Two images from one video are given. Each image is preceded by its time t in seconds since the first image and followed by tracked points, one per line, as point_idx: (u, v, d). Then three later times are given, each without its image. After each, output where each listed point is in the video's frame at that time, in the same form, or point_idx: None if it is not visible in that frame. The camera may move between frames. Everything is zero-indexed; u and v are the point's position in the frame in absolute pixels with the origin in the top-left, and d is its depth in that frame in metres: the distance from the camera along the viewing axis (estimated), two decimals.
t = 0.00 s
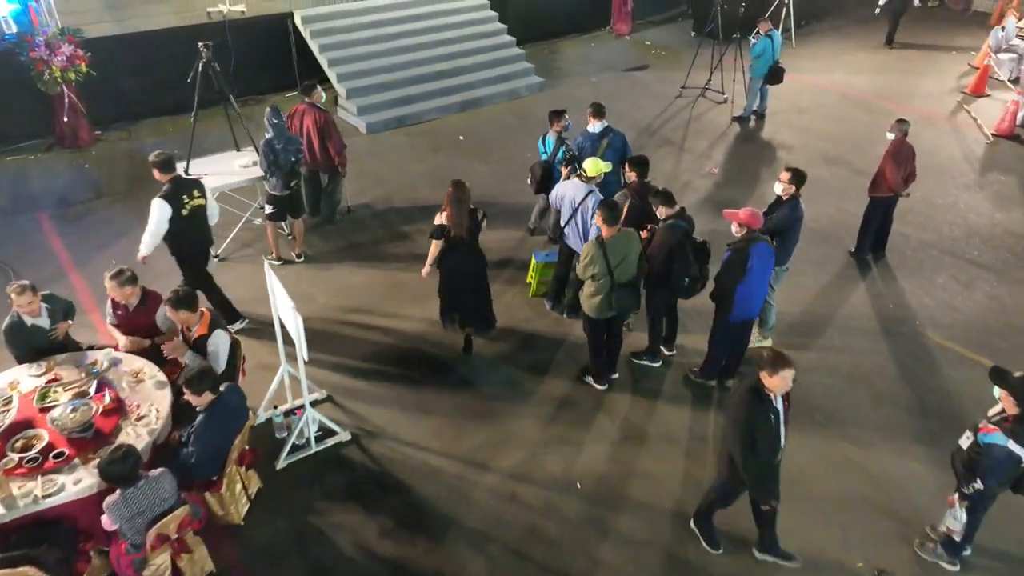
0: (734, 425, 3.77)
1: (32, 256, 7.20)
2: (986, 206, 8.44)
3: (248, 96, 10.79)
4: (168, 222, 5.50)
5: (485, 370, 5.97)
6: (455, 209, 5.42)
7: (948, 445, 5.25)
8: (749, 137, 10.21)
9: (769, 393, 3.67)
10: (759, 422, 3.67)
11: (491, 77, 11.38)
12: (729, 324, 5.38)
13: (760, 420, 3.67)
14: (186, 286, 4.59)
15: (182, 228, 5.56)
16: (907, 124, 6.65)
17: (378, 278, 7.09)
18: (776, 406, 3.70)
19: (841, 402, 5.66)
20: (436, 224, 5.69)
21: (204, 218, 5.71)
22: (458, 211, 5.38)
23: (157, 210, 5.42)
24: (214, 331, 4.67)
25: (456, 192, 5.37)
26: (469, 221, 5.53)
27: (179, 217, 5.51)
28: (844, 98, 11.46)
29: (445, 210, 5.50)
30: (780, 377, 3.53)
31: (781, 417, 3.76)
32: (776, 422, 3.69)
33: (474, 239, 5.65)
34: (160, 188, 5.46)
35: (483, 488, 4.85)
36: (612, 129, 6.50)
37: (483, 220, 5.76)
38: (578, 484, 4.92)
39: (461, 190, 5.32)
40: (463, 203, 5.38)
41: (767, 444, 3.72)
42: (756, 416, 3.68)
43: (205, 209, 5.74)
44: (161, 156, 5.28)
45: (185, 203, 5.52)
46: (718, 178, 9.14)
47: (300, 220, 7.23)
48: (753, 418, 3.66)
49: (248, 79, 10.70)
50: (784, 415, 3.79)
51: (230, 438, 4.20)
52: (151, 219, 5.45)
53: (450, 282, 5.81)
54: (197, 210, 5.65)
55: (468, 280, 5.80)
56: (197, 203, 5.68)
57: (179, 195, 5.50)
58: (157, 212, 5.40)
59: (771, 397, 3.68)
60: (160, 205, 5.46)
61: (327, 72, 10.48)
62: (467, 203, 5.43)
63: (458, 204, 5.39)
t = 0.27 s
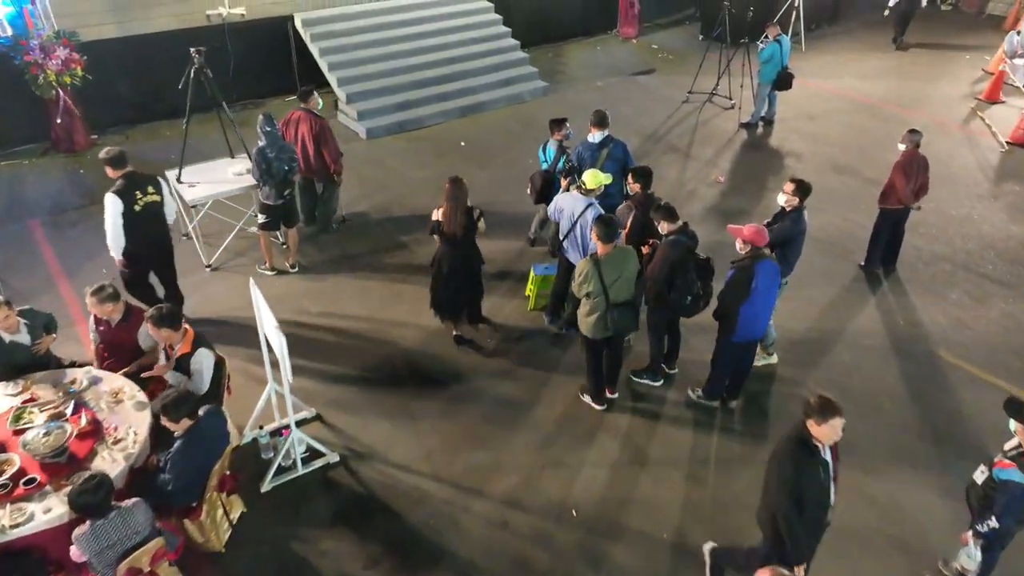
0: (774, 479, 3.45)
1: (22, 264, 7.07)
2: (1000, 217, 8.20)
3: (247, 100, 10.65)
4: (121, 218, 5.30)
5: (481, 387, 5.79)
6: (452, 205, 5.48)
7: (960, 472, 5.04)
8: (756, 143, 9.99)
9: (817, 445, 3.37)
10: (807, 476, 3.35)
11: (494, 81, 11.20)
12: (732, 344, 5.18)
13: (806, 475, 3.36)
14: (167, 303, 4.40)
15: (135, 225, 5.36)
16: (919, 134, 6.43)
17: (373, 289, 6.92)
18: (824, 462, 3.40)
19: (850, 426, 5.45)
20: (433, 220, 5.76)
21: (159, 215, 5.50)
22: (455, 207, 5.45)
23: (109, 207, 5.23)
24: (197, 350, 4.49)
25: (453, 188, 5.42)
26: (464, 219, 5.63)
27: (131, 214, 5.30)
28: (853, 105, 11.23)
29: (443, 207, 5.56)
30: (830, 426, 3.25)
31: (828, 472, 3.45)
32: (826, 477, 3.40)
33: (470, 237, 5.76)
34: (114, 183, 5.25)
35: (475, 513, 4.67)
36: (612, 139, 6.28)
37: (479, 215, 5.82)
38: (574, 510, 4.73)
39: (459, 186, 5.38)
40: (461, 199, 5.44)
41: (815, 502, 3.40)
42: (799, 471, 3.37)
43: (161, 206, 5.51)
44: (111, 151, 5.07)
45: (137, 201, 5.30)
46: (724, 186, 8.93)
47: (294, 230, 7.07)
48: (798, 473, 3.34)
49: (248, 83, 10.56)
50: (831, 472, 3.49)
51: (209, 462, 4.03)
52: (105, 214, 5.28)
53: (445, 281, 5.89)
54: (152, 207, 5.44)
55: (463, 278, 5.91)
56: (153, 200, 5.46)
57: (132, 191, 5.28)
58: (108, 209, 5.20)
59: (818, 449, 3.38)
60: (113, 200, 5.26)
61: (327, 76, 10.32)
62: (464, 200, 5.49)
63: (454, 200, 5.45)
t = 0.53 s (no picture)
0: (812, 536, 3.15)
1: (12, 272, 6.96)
2: (1013, 229, 7.97)
3: (246, 103, 10.53)
4: (71, 224, 5.33)
5: (474, 404, 5.62)
6: (450, 202, 5.46)
7: (970, 501, 4.84)
8: (763, 151, 9.79)
9: (867, 504, 3.06)
10: (851, 538, 3.05)
11: (497, 85, 11.03)
12: (734, 364, 5.00)
13: (852, 535, 3.05)
14: (148, 322, 4.23)
15: (86, 230, 5.40)
16: (930, 145, 6.22)
17: (368, 300, 6.77)
18: (872, 523, 3.09)
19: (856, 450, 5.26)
20: (431, 217, 5.74)
21: (111, 221, 5.53)
22: (454, 204, 5.43)
23: (59, 212, 5.26)
24: (179, 369, 4.34)
25: (452, 185, 5.39)
26: (463, 214, 5.58)
27: (81, 221, 5.34)
28: (863, 111, 11.00)
29: (442, 204, 5.54)
30: (884, 488, 2.94)
31: (875, 533, 3.15)
32: (871, 538, 3.10)
33: (469, 232, 5.73)
34: (64, 189, 5.27)
35: (465, 540, 4.50)
36: (611, 149, 6.10)
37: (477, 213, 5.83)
38: (567, 538, 4.56)
39: (458, 183, 5.36)
40: (459, 196, 5.43)
41: (857, 564, 3.09)
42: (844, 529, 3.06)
43: (113, 212, 5.53)
44: (62, 161, 5.05)
45: (88, 208, 5.34)
46: (729, 194, 8.74)
47: (288, 240, 6.92)
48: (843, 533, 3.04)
49: (247, 87, 10.43)
50: (879, 532, 3.19)
51: (186, 489, 3.87)
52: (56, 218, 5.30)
53: (445, 276, 5.87)
54: (103, 213, 5.46)
55: (463, 272, 5.90)
56: (105, 206, 5.48)
57: (83, 198, 5.31)
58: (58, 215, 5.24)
59: (868, 508, 3.07)
60: (63, 206, 5.28)
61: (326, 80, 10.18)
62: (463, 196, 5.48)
63: (453, 197, 5.43)
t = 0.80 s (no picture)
0: None
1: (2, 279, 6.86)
2: None
3: (245, 106, 10.41)
4: (25, 218, 5.36)
5: (468, 419, 5.47)
6: (450, 201, 5.37)
7: (980, 528, 4.65)
8: (769, 156, 9.60)
9: None
10: None
11: (500, 88, 10.87)
12: (734, 383, 4.84)
13: None
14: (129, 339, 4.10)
15: (40, 227, 5.40)
16: (941, 155, 6.04)
17: (362, 309, 6.62)
18: None
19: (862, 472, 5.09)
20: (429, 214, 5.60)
21: (67, 219, 5.50)
22: (454, 203, 5.35)
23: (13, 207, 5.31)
24: (161, 388, 4.19)
25: (451, 184, 5.31)
26: (463, 211, 5.47)
27: (33, 217, 5.34)
28: (872, 116, 10.79)
29: (441, 201, 5.44)
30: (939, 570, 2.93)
31: None
32: None
33: (469, 228, 5.64)
34: (22, 183, 5.30)
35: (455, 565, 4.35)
36: (614, 158, 5.94)
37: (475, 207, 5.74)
38: (560, 562, 4.41)
39: (458, 182, 5.28)
40: (459, 195, 5.35)
41: None
42: None
43: (69, 211, 5.49)
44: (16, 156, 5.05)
45: (41, 205, 5.33)
46: (734, 202, 8.56)
47: (281, 248, 6.77)
48: None
49: (246, 89, 10.32)
50: None
51: (163, 513, 3.73)
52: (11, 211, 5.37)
53: (445, 271, 5.80)
54: (58, 211, 5.43)
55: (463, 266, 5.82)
56: (61, 204, 5.45)
57: (36, 195, 5.31)
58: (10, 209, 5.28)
59: None
60: (18, 200, 5.31)
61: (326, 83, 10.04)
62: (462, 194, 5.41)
63: (453, 196, 5.35)
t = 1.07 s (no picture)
0: None
1: None
2: None
3: (247, 109, 10.31)
4: None
5: (465, 434, 5.32)
6: (447, 192, 5.69)
7: (995, 556, 4.46)
8: (778, 163, 9.41)
9: None
10: None
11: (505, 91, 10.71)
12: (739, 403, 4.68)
13: None
14: (113, 353, 3.97)
15: (8, 220, 5.54)
16: (955, 165, 5.85)
17: (359, 319, 6.48)
18: None
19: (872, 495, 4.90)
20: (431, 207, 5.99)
21: (35, 215, 5.64)
22: (450, 195, 5.66)
23: None
24: (144, 404, 4.04)
25: (448, 177, 5.63)
26: (461, 205, 5.79)
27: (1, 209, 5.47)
28: (884, 121, 10.58)
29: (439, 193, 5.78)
30: None
31: None
32: None
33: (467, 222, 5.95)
34: None
35: None
36: (619, 165, 5.75)
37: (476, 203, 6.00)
38: None
39: (455, 174, 5.58)
40: (456, 187, 5.64)
41: None
42: None
43: (38, 207, 5.63)
44: None
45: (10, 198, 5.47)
46: (742, 209, 8.37)
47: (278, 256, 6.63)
48: None
49: (248, 92, 10.21)
50: None
51: (144, 537, 3.60)
52: None
53: (443, 261, 6.13)
54: (27, 206, 5.57)
55: (461, 258, 6.15)
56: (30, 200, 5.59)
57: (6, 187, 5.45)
58: None
59: None
60: None
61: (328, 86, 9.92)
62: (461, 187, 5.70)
63: (449, 187, 5.65)
